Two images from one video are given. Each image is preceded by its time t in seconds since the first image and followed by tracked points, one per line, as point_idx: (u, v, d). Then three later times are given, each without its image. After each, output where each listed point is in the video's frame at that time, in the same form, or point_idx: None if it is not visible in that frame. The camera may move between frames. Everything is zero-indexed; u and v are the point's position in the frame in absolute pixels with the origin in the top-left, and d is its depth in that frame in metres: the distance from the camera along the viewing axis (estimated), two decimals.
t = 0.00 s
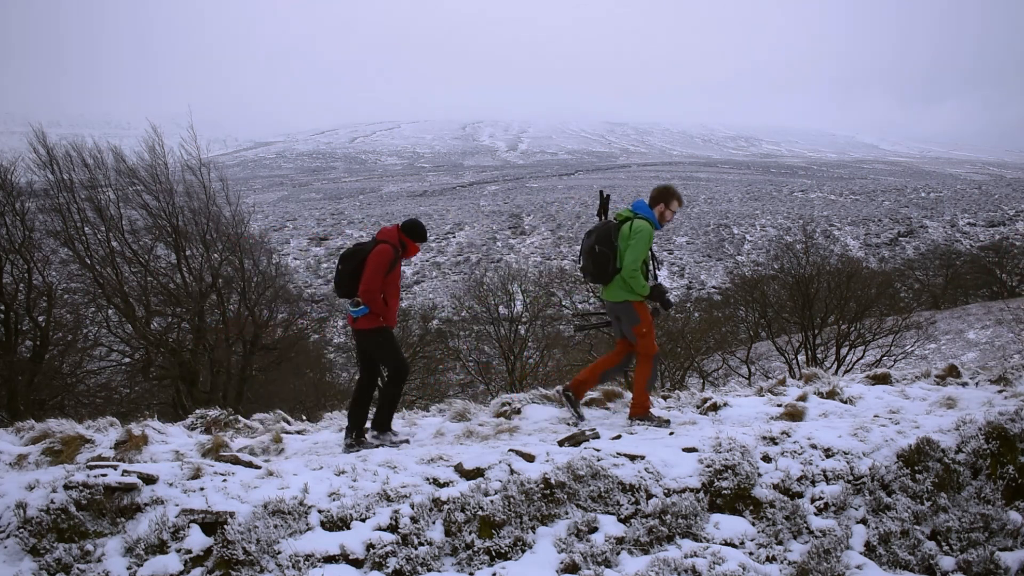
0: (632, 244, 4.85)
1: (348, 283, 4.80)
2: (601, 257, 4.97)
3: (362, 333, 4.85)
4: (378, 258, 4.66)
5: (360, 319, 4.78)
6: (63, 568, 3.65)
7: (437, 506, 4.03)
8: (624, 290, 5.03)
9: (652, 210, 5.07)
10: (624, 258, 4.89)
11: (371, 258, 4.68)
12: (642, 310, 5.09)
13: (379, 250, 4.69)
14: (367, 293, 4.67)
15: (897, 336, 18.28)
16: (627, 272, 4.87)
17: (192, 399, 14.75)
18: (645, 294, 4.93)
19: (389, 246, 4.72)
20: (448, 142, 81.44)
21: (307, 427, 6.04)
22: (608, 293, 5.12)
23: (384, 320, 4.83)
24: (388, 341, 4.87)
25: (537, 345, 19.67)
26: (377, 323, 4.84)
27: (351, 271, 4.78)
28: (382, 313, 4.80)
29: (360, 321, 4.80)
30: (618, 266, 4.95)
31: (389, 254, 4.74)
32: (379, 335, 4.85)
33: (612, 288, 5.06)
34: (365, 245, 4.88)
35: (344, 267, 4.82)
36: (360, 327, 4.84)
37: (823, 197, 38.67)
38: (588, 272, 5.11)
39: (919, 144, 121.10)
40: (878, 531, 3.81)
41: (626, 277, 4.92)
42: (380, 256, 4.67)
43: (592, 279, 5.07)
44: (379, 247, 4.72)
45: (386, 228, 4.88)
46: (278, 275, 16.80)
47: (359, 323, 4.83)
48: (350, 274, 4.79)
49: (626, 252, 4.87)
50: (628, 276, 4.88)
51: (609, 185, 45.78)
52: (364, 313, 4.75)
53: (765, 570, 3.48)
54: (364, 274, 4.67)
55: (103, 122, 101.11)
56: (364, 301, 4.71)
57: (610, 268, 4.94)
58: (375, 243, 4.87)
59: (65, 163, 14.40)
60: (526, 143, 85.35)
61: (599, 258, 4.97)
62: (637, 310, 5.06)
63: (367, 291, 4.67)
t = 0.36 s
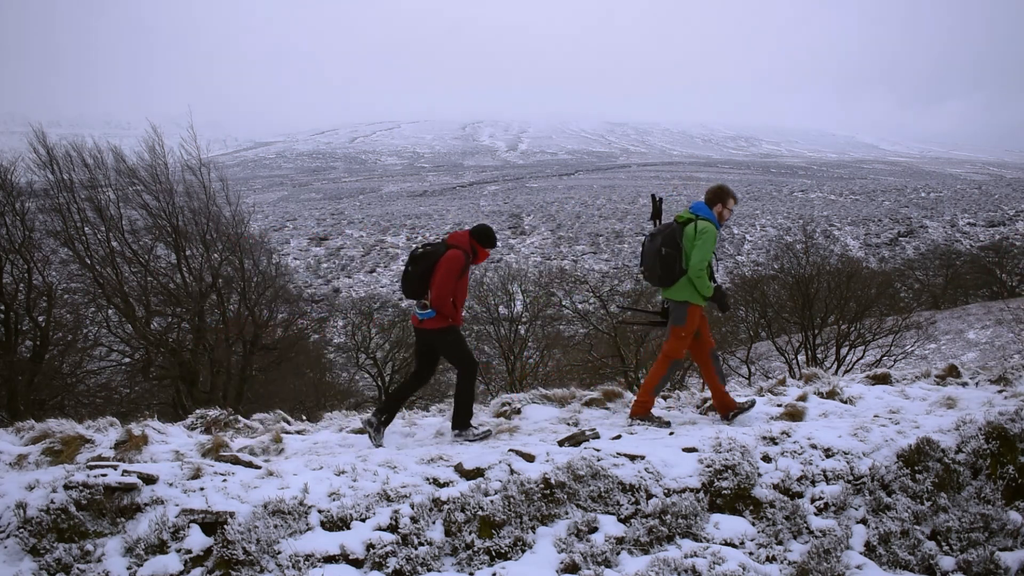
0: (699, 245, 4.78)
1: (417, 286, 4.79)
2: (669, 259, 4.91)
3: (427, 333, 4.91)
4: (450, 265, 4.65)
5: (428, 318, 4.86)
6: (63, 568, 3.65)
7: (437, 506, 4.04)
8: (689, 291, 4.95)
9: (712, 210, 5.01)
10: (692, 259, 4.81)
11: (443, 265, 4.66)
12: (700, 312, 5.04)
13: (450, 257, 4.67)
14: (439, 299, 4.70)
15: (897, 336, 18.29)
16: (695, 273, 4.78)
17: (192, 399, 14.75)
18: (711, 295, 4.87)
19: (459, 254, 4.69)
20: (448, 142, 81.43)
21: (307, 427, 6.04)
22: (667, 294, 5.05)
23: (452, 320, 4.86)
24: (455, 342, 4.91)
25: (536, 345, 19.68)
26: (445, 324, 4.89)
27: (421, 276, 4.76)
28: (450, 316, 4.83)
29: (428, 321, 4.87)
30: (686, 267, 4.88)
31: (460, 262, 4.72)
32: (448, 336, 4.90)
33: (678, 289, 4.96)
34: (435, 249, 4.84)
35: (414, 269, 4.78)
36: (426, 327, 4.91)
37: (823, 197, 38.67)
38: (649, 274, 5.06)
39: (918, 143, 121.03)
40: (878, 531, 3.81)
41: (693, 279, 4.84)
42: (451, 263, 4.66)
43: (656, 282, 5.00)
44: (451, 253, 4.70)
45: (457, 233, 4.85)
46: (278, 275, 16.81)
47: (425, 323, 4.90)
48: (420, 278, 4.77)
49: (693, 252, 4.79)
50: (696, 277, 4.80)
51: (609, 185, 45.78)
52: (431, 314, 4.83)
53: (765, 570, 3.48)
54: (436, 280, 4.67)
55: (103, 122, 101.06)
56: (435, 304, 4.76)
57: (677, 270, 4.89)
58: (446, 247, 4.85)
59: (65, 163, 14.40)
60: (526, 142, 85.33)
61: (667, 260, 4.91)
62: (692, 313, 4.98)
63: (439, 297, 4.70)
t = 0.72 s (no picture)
0: (756, 239, 4.78)
1: (486, 270, 4.88)
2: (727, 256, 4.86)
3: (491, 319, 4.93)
4: (522, 247, 4.77)
5: (495, 304, 4.87)
6: (63, 568, 3.65)
7: (437, 506, 4.04)
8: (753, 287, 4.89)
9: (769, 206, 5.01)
10: (752, 254, 4.80)
11: (515, 246, 4.78)
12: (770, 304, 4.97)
13: (521, 239, 4.80)
14: (510, 282, 4.80)
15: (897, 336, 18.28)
16: (756, 265, 4.76)
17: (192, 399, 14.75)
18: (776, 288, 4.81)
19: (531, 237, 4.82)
20: (448, 142, 81.39)
21: (307, 427, 6.04)
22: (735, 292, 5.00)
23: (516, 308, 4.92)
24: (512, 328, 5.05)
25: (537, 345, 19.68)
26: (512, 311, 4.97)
27: (490, 259, 4.86)
28: (515, 303, 4.90)
29: (495, 308, 4.89)
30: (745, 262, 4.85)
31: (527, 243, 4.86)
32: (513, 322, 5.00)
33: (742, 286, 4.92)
34: (500, 232, 4.94)
35: (482, 253, 4.86)
36: (491, 313, 4.93)
37: (823, 197, 38.67)
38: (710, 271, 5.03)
39: (918, 143, 120.92)
40: (878, 531, 3.81)
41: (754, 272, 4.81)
42: (524, 247, 4.78)
43: (717, 279, 4.96)
44: (521, 235, 4.82)
45: (521, 213, 4.94)
46: (278, 275, 16.81)
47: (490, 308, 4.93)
48: (489, 261, 4.86)
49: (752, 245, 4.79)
50: (757, 270, 4.77)
51: (609, 185, 45.78)
52: (500, 300, 4.86)
53: (765, 570, 3.48)
54: (509, 263, 4.80)
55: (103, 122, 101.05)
56: (506, 287, 4.84)
57: (738, 265, 4.84)
58: (510, 230, 4.94)
59: (65, 163, 14.40)
60: (526, 142, 85.31)
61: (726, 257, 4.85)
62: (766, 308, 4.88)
63: (511, 280, 4.80)
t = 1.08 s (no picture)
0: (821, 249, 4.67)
1: (549, 270, 4.96)
2: (789, 262, 4.82)
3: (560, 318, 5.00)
4: (579, 243, 4.82)
5: (563, 302, 4.95)
6: (63, 568, 3.65)
7: (437, 506, 4.04)
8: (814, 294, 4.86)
9: (836, 212, 4.88)
10: (814, 263, 4.75)
11: (573, 244, 4.85)
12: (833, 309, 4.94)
13: (578, 236, 4.85)
14: (571, 279, 4.82)
15: (897, 336, 18.29)
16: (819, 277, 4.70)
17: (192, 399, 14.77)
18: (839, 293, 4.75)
19: (588, 232, 4.85)
20: (448, 142, 81.40)
21: (307, 427, 6.04)
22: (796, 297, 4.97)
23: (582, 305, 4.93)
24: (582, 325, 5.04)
25: (536, 345, 19.66)
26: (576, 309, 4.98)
27: (551, 259, 4.94)
28: (582, 299, 4.91)
29: (562, 306, 4.95)
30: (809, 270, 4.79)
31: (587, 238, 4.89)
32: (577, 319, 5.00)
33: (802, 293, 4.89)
34: (559, 231, 5.03)
35: (543, 255, 4.96)
36: (559, 313, 4.99)
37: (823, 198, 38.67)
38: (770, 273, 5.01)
39: (918, 143, 120.90)
40: (878, 531, 3.81)
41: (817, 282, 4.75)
42: (581, 242, 4.83)
43: (777, 285, 4.94)
44: (578, 232, 4.88)
45: (577, 213, 5.00)
46: (278, 275, 16.82)
47: (558, 308, 5.00)
48: (550, 261, 4.95)
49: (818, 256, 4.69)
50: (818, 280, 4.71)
51: (609, 185, 45.79)
52: (566, 297, 4.91)
53: (765, 570, 3.48)
54: (568, 260, 4.84)
55: (103, 122, 101.05)
56: (568, 284, 4.86)
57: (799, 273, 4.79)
58: (568, 229, 5.00)
59: (65, 163, 14.40)
60: (526, 142, 85.35)
61: (788, 263, 4.82)
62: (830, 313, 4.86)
63: (572, 276, 4.82)
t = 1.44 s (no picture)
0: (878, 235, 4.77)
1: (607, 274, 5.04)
2: (848, 249, 4.87)
3: (618, 320, 5.10)
4: (635, 249, 4.83)
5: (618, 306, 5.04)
6: (63, 568, 3.65)
7: (437, 506, 4.04)
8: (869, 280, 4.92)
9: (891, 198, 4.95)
10: (872, 249, 4.80)
11: (628, 249, 4.87)
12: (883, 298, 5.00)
13: (635, 242, 4.85)
14: (628, 285, 4.88)
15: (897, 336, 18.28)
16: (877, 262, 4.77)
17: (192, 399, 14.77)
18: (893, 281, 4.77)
19: (645, 238, 4.86)
20: (448, 142, 81.39)
21: (307, 427, 6.04)
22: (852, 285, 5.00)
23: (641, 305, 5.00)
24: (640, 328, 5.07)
25: (536, 345, 19.64)
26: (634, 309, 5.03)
27: (608, 264, 5.01)
28: (639, 302, 4.96)
29: (617, 309, 5.05)
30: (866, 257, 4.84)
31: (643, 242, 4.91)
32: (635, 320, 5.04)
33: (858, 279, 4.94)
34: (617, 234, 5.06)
35: (600, 260, 5.03)
36: (617, 314, 5.10)
37: (823, 198, 38.66)
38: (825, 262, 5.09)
39: (918, 143, 120.82)
40: (878, 531, 3.81)
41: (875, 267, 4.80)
42: (637, 249, 4.84)
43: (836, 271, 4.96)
44: (635, 237, 4.89)
45: (635, 217, 5.02)
46: (278, 275, 16.82)
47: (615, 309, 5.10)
48: (607, 265, 5.01)
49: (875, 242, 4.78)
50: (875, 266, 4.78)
51: (609, 185, 45.79)
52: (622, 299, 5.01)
53: (765, 570, 3.48)
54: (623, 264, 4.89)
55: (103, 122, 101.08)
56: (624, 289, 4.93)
57: (857, 259, 4.83)
58: (627, 232, 5.04)
59: (65, 163, 14.39)
60: (526, 143, 85.33)
61: (846, 250, 4.87)
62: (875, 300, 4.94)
63: (628, 281, 4.88)
